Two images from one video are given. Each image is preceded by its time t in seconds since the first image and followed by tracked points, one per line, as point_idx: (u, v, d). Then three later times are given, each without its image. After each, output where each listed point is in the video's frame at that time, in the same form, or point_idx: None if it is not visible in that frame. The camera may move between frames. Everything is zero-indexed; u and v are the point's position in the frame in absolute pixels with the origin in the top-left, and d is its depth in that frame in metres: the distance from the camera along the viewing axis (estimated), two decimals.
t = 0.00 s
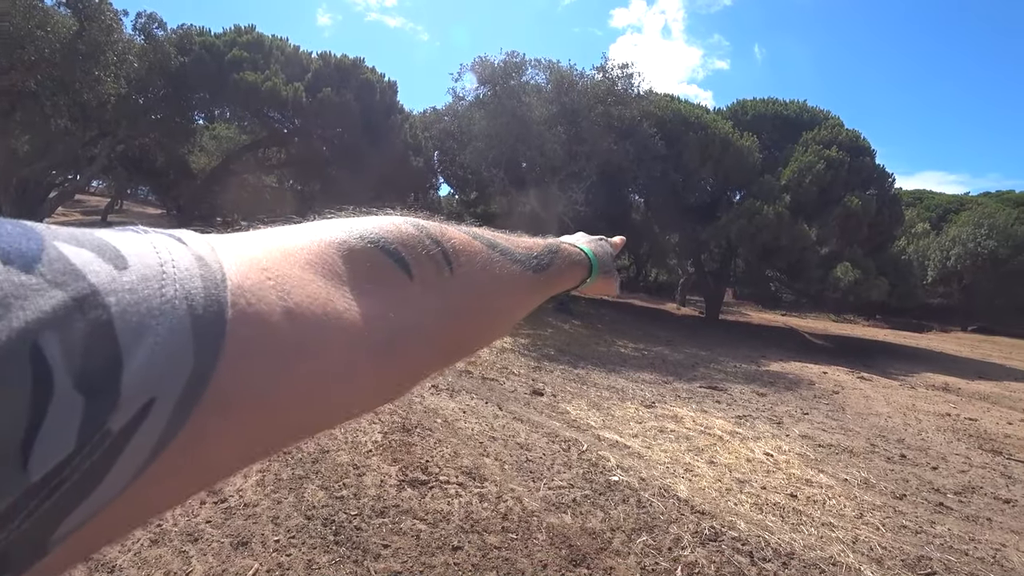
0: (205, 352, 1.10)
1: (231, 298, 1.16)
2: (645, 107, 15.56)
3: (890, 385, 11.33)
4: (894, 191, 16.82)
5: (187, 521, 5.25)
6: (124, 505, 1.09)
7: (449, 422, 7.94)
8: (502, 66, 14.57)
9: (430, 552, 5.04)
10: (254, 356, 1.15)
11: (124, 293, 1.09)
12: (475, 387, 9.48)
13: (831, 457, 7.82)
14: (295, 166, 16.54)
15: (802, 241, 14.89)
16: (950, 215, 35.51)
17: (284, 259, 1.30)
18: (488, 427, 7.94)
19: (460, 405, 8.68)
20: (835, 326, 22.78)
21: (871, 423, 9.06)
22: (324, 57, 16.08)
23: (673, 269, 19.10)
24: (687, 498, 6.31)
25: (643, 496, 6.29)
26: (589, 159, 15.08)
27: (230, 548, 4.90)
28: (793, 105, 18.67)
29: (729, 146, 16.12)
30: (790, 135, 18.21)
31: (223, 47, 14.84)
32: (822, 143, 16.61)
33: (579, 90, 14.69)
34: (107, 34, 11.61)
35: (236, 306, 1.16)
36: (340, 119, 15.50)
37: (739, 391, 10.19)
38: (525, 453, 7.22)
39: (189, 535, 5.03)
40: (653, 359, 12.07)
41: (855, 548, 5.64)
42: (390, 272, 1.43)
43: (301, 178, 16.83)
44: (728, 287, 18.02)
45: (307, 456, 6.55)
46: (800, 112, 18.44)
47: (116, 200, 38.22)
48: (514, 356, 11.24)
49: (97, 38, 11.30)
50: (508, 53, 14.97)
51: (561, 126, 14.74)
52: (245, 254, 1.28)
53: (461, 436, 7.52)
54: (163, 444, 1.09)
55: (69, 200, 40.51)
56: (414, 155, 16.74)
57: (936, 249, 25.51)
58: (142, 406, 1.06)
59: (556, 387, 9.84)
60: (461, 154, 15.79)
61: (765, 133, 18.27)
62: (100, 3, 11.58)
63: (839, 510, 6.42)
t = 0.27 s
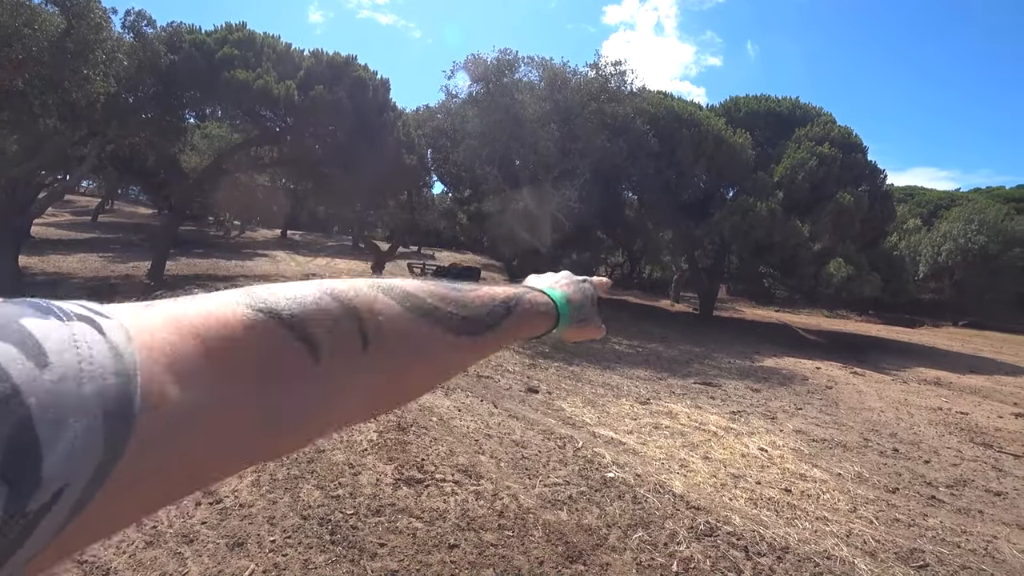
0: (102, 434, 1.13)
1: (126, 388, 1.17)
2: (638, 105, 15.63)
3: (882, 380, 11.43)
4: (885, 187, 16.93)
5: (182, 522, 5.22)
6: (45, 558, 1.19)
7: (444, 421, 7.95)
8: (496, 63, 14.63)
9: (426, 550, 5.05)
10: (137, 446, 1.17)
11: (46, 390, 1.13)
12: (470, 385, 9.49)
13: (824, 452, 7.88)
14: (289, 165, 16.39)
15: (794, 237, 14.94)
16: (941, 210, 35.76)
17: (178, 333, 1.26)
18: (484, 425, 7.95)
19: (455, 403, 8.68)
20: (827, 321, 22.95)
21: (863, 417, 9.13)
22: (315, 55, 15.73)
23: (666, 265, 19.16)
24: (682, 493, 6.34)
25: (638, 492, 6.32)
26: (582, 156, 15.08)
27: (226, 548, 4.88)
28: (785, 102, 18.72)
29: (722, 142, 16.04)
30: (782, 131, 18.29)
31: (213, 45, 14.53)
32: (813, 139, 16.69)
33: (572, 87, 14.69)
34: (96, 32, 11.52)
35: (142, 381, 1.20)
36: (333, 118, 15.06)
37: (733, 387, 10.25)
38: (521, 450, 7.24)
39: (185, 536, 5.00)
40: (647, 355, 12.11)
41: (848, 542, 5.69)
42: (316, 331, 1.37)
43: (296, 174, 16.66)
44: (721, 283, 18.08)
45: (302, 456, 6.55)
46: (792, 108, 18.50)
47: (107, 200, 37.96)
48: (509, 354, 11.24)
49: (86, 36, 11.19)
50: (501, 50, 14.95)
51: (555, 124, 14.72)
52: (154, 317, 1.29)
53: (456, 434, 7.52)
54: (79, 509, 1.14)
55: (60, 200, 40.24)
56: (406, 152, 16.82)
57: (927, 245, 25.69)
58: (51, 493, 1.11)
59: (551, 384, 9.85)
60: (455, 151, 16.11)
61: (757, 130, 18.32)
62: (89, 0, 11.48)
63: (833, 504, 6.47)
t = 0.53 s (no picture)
0: None
1: None
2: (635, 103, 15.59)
3: (878, 379, 11.47)
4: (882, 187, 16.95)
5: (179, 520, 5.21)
6: None
7: (441, 419, 7.95)
8: (493, 62, 14.55)
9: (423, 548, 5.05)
10: None
11: None
12: (467, 383, 9.50)
13: (821, 450, 7.90)
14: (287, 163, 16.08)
15: (791, 237, 14.96)
16: (937, 210, 35.87)
17: None
18: (481, 423, 7.95)
19: (452, 401, 8.69)
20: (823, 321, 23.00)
21: (860, 416, 9.15)
22: (313, 52, 15.52)
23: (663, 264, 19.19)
24: (678, 492, 6.36)
25: (635, 491, 6.33)
26: (580, 155, 15.08)
27: (223, 546, 4.87)
28: (782, 101, 18.74)
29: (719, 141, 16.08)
30: (780, 131, 18.30)
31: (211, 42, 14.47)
32: (810, 139, 16.71)
33: (571, 85, 14.61)
34: (93, 28, 11.49)
35: None
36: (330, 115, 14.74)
37: (730, 386, 10.27)
38: (518, 448, 7.24)
39: (181, 534, 4.99)
40: (644, 354, 12.12)
41: (844, 541, 5.70)
42: (135, 461, 1.20)
43: (294, 171, 16.29)
44: (718, 282, 18.11)
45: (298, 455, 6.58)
46: (790, 108, 18.51)
47: (104, 197, 37.84)
48: (505, 352, 11.24)
49: (82, 32, 11.14)
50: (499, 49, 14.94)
51: (552, 122, 14.72)
52: None
53: (453, 433, 7.52)
54: None
55: (56, 198, 40.11)
56: (405, 150, 17.00)
57: (922, 245, 25.75)
58: None
59: (548, 383, 9.86)
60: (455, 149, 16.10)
61: (755, 129, 18.33)
62: None
63: (828, 503, 6.49)
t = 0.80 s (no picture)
0: None
1: None
2: (635, 103, 15.59)
3: (878, 379, 11.47)
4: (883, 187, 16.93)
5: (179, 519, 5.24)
6: None
7: (441, 419, 7.96)
8: (493, 61, 14.56)
9: (422, 548, 5.05)
10: None
11: None
12: (467, 382, 9.51)
13: (820, 450, 7.90)
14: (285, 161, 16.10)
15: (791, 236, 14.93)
16: (938, 210, 35.84)
17: None
18: (481, 423, 7.96)
19: (452, 401, 8.70)
20: (823, 320, 22.99)
21: (860, 416, 9.14)
22: (313, 52, 15.50)
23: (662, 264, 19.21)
24: (678, 492, 6.36)
25: (634, 490, 6.33)
26: (580, 155, 15.06)
27: (222, 545, 4.88)
28: (783, 101, 18.73)
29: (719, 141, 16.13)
30: (780, 130, 18.30)
31: (211, 41, 14.48)
32: (811, 139, 16.72)
33: (570, 85, 14.73)
34: (92, 27, 11.43)
35: None
36: (330, 115, 14.81)
37: (730, 386, 10.27)
38: (517, 448, 7.25)
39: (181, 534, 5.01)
40: (644, 354, 12.12)
41: (844, 541, 5.70)
42: None
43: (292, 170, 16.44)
44: (717, 282, 18.11)
45: (298, 454, 6.61)
46: (790, 107, 18.49)
47: (104, 197, 37.86)
48: (506, 352, 11.24)
49: (81, 31, 11.13)
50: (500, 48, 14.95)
51: (552, 122, 14.72)
52: None
53: (453, 432, 7.53)
54: None
55: (57, 197, 40.16)
56: (405, 150, 16.78)
57: (923, 244, 25.73)
58: None
59: (548, 382, 9.86)
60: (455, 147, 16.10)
61: (755, 129, 18.32)
62: None
63: (829, 503, 6.49)
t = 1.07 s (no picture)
0: None
1: None
2: (640, 102, 15.56)
3: (884, 380, 11.41)
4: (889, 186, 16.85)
5: (185, 517, 5.27)
6: None
7: (446, 418, 7.98)
8: (498, 60, 14.66)
9: (427, 547, 5.06)
10: None
11: None
12: (471, 382, 9.52)
13: (826, 451, 7.87)
14: (290, 161, 16.27)
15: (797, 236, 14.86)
16: (945, 210, 35.65)
17: None
18: (486, 422, 7.97)
19: (457, 400, 8.72)
20: (829, 320, 22.91)
21: (865, 417, 9.10)
22: (318, 52, 15.55)
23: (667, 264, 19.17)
24: (683, 492, 6.35)
25: (639, 490, 6.32)
26: (585, 154, 15.01)
27: (228, 544, 4.91)
28: (789, 100, 18.66)
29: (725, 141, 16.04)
30: (785, 130, 18.22)
31: (217, 41, 14.43)
32: (817, 138, 16.68)
33: (575, 85, 14.74)
34: (98, 28, 11.49)
35: None
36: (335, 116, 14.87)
37: (735, 386, 10.24)
38: (523, 448, 7.25)
39: (187, 532, 5.03)
40: (649, 354, 12.10)
41: (850, 542, 5.68)
42: None
43: (297, 171, 16.57)
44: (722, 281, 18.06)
45: (304, 453, 6.64)
46: (796, 106, 18.43)
47: (111, 197, 38.06)
48: (510, 352, 11.24)
49: (87, 31, 11.20)
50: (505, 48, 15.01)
51: (556, 122, 14.73)
52: None
53: (457, 432, 7.54)
54: None
55: (64, 198, 40.40)
56: (410, 150, 17.04)
57: (930, 244, 25.61)
58: None
59: (552, 382, 9.86)
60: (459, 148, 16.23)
61: (761, 129, 18.25)
62: None
63: (834, 504, 6.47)
